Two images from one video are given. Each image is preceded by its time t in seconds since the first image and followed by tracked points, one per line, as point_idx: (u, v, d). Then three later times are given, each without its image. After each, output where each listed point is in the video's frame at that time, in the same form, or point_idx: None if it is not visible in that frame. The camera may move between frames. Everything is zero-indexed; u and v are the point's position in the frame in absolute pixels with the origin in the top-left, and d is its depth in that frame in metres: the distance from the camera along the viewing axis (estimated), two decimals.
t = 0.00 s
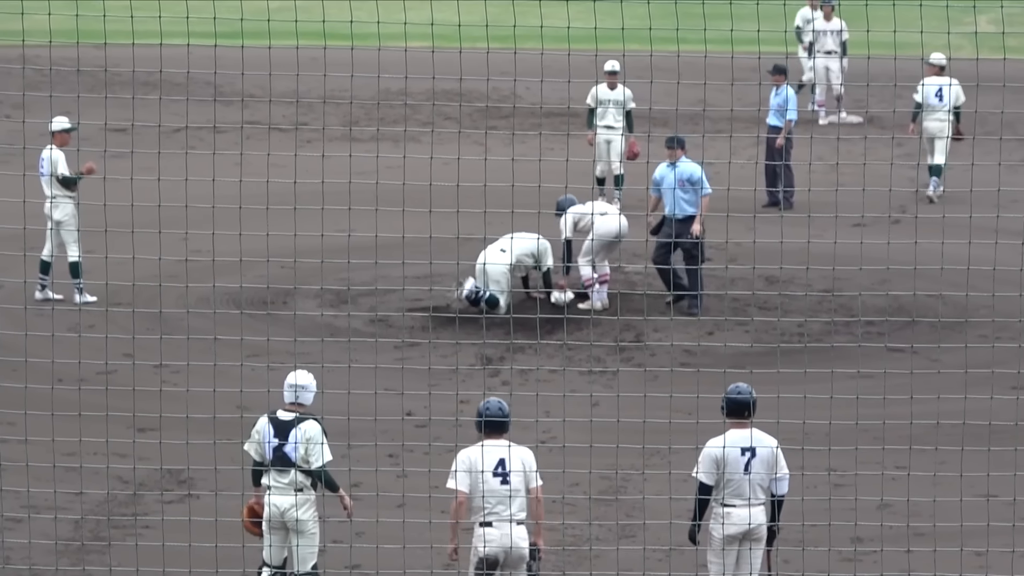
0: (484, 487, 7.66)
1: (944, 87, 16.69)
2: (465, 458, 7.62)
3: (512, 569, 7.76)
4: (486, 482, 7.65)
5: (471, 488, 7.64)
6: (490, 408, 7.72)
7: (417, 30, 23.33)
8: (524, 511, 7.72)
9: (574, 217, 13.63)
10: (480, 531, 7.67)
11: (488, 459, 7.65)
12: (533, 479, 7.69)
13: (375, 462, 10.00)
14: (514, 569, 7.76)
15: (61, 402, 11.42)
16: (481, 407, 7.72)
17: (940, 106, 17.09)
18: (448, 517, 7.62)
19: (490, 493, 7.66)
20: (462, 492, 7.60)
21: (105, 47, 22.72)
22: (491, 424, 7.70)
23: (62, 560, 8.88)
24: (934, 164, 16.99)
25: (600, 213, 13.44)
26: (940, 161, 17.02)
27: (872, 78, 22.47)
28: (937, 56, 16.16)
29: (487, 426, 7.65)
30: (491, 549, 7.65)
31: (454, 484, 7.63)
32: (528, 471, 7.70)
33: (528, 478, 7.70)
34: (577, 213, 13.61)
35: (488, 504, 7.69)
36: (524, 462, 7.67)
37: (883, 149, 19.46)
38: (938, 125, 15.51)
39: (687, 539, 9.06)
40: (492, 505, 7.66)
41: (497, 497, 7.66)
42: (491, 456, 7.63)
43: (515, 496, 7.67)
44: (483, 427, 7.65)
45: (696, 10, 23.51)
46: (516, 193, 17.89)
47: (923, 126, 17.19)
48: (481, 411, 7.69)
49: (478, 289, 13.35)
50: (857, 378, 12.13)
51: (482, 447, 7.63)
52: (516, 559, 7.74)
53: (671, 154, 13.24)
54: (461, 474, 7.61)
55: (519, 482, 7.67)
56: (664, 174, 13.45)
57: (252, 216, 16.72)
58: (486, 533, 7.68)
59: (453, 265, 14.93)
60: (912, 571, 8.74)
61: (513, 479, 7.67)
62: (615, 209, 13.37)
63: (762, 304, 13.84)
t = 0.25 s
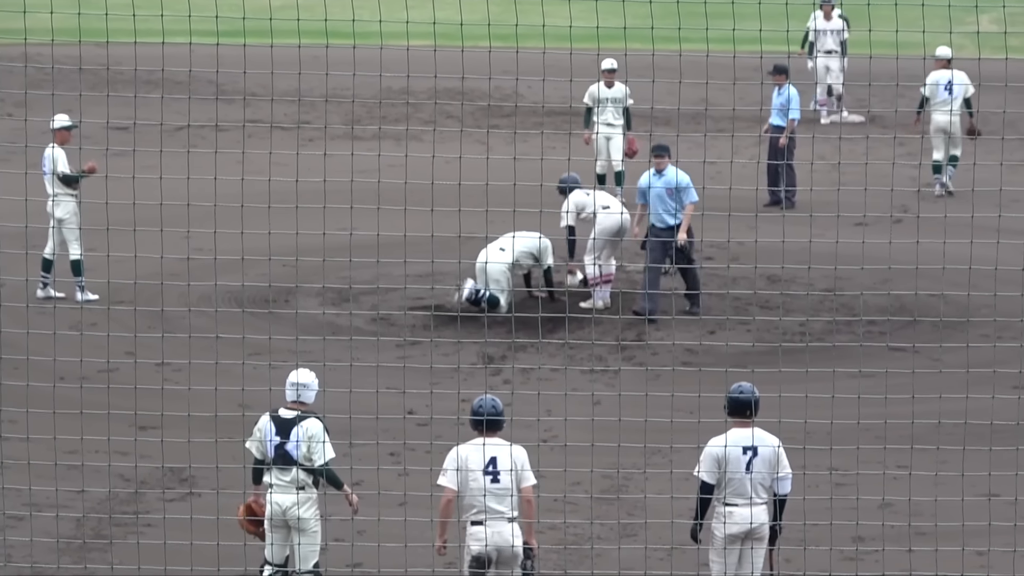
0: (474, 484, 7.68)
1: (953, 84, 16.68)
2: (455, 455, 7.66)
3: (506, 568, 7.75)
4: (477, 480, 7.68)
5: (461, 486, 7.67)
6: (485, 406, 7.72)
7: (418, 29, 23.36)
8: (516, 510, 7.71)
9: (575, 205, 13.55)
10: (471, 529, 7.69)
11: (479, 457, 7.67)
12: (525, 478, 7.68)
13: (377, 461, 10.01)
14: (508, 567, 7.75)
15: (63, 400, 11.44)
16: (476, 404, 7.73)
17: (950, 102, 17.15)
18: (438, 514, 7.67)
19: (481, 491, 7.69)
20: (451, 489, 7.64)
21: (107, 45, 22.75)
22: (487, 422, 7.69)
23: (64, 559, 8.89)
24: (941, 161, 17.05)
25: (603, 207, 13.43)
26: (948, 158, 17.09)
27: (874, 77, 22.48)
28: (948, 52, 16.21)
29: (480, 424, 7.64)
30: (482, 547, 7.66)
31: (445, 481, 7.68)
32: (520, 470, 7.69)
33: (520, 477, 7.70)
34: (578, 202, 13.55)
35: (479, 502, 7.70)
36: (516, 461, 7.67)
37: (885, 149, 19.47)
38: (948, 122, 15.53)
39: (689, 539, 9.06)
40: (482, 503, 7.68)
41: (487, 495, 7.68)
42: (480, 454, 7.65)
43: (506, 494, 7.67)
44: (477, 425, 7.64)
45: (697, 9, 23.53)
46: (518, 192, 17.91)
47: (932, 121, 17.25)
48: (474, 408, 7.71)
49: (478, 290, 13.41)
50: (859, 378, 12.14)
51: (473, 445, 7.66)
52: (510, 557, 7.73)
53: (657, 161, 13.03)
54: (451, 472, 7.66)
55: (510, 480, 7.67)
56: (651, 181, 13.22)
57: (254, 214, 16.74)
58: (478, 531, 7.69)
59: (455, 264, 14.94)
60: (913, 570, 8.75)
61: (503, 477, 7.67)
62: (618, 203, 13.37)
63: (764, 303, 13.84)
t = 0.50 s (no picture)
0: (476, 483, 7.69)
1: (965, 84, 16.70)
2: (457, 454, 7.67)
3: (505, 567, 7.73)
4: (478, 479, 7.68)
5: (462, 485, 7.67)
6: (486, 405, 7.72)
7: (421, 28, 23.38)
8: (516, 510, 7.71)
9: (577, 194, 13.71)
10: (471, 527, 7.69)
11: (480, 457, 7.68)
12: (526, 478, 7.70)
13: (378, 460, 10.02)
14: (506, 567, 7.73)
15: (66, 399, 11.45)
16: (478, 403, 7.72)
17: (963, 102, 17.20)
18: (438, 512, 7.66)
19: (482, 490, 7.69)
20: (453, 487, 7.64)
21: (110, 44, 22.77)
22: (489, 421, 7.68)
23: (65, 557, 8.90)
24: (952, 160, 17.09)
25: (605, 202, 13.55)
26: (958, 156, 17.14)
27: (876, 78, 22.48)
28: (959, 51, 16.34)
29: (482, 423, 7.64)
30: (481, 545, 7.66)
31: (447, 480, 7.68)
32: (521, 470, 7.70)
33: (520, 477, 7.71)
34: (581, 191, 13.71)
35: (480, 501, 7.70)
36: (516, 460, 7.68)
37: (887, 149, 19.47)
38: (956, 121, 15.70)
39: (690, 539, 9.05)
40: (483, 502, 7.68)
41: (488, 494, 7.68)
42: (482, 453, 7.66)
43: (507, 493, 7.68)
44: (478, 424, 7.63)
45: (700, 9, 23.54)
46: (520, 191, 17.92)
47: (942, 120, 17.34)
48: (476, 407, 7.71)
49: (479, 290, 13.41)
50: (861, 378, 12.14)
51: (475, 444, 7.67)
52: (508, 557, 7.72)
53: (636, 165, 12.70)
54: (453, 471, 7.66)
55: (511, 480, 7.68)
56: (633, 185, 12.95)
57: (256, 213, 16.75)
58: (477, 530, 7.69)
59: (457, 264, 14.95)
60: (915, 571, 8.75)
61: (505, 477, 7.67)
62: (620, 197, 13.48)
63: (766, 303, 13.85)
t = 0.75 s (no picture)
0: (479, 483, 7.69)
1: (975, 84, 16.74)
2: (460, 453, 7.67)
3: (507, 566, 7.74)
4: (481, 478, 7.68)
5: (465, 484, 7.67)
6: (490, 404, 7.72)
7: (424, 28, 23.40)
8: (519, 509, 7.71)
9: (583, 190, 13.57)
10: (474, 526, 7.69)
11: (484, 456, 7.68)
12: (529, 478, 7.68)
13: (379, 460, 10.02)
14: (508, 566, 7.74)
15: (67, 398, 11.46)
16: (481, 403, 7.73)
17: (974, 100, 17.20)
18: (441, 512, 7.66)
19: (485, 490, 7.69)
20: (456, 487, 7.64)
21: (113, 43, 22.80)
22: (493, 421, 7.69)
23: (66, 556, 8.90)
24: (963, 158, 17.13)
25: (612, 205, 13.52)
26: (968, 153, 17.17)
27: (880, 78, 22.47)
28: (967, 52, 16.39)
29: (486, 422, 7.64)
30: (484, 544, 7.66)
31: (450, 479, 7.68)
32: (524, 469, 7.69)
33: (524, 476, 7.69)
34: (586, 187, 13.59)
35: (483, 501, 7.70)
36: (519, 460, 7.67)
37: (890, 150, 19.47)
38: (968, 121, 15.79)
39: (691, 540, 9.05)
40: (486, 502, 7.68)
41: (491, 494, 7.68)
42: (486, 453, 7.66)
43: (510, 493, 7.67)
44: (482, 423, 7.63)
45: (703, 9, 23.55)
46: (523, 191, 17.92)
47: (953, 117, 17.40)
48: (480, 407, 7.70)
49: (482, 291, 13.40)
50: (863, 379, 12.13)
51: (479, 444, 7.66)
52: (510, 556, 7.73)
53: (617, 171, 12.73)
54: (456, 471, 7.66)
55: (514, 480, 7.67)
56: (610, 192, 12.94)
57: (258, 212, 16.75)
58: (480, 529, 7.69)
59: (460, 263, 14.95)
60: (916, 572, 8.74)
61: (507, 477, 7.67)
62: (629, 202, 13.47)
63: (768, 304, 13.84)
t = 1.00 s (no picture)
0: (481, 483, 7.69)
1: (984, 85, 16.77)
2: (462, 453, 7.67)
3: (511, 565, 7.75)
4: (484, 478, 7.68)
5: (468, 483, 7.68)
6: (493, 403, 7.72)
7: (427, 28, 23.43)
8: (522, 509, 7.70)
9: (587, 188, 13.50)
10: (477, 526, 7.69)
11: (486, 456, 7.68)
12: (532, 478, 7.66)
13: (382, 459, 10.03)
14: (511, 565, 7.75)
15: (70, 396, 11.47)
16: (484, 402, 7.73)
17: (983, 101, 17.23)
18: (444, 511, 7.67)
19: (488, 489, 7.68)
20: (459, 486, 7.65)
21: (116, 41, 22.82)
22: (496, 419, 7.69)
23: (68, 554, 8.91)
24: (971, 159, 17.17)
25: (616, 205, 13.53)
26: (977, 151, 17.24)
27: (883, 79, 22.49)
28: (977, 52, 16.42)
29: (488, 421, 7.64)
30: (487, 544, 7.67)
31: (453, 478, 7.68)
32: (527, 469, 7.67)
33: (526, 476, 7.67)
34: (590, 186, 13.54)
35: (486, 500, 7.70)
36: (522, 460, 7.65)
37: (893, 151, 19.48)
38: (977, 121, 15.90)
39: (694, 540, 9.06)
40: (488, 501, 7.67)
41: (494, 493, 7.67)
42: (488, 453, 7.66)
43: (513, 493, 7.66)
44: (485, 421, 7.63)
45: (706, 10, 23.57)
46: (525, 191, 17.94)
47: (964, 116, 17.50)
48: (483, 406, 7.70)
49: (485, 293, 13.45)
50: (865, 379, 12.14)
51: (481, 444, 7.66)
52: (514, 555, 7.73)
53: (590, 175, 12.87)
54: (458, 470, 7.67)
55: (516, 479, 7.66)
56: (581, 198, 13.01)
57: (261, 211, 16.77)
58: (483, 528, 7.69)
59: (462, 263, 14.97)
60: (918, 573, 8.74)
61: (510, 476, 7.66)
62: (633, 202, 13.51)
63: (770, 305, 13.85)
